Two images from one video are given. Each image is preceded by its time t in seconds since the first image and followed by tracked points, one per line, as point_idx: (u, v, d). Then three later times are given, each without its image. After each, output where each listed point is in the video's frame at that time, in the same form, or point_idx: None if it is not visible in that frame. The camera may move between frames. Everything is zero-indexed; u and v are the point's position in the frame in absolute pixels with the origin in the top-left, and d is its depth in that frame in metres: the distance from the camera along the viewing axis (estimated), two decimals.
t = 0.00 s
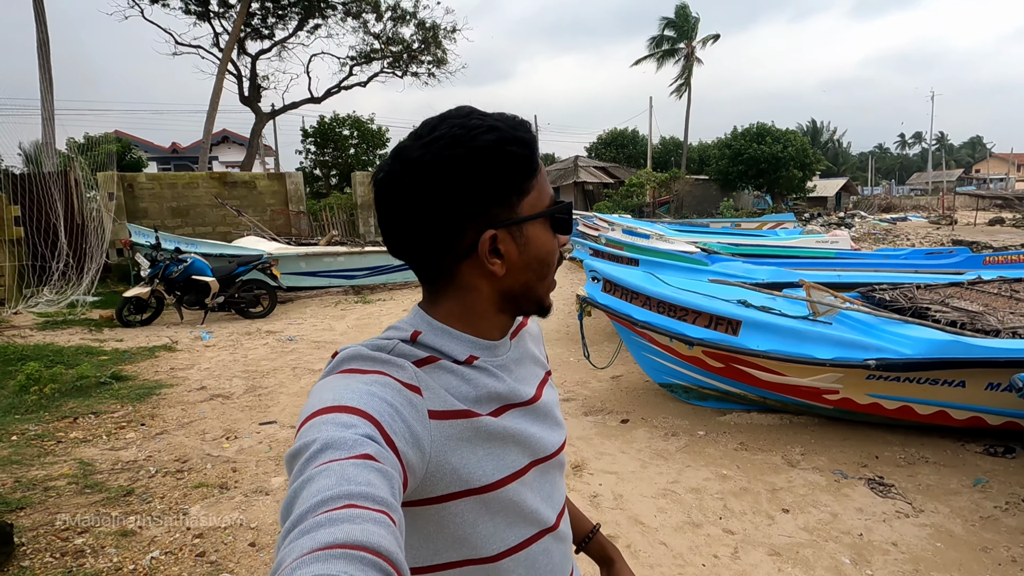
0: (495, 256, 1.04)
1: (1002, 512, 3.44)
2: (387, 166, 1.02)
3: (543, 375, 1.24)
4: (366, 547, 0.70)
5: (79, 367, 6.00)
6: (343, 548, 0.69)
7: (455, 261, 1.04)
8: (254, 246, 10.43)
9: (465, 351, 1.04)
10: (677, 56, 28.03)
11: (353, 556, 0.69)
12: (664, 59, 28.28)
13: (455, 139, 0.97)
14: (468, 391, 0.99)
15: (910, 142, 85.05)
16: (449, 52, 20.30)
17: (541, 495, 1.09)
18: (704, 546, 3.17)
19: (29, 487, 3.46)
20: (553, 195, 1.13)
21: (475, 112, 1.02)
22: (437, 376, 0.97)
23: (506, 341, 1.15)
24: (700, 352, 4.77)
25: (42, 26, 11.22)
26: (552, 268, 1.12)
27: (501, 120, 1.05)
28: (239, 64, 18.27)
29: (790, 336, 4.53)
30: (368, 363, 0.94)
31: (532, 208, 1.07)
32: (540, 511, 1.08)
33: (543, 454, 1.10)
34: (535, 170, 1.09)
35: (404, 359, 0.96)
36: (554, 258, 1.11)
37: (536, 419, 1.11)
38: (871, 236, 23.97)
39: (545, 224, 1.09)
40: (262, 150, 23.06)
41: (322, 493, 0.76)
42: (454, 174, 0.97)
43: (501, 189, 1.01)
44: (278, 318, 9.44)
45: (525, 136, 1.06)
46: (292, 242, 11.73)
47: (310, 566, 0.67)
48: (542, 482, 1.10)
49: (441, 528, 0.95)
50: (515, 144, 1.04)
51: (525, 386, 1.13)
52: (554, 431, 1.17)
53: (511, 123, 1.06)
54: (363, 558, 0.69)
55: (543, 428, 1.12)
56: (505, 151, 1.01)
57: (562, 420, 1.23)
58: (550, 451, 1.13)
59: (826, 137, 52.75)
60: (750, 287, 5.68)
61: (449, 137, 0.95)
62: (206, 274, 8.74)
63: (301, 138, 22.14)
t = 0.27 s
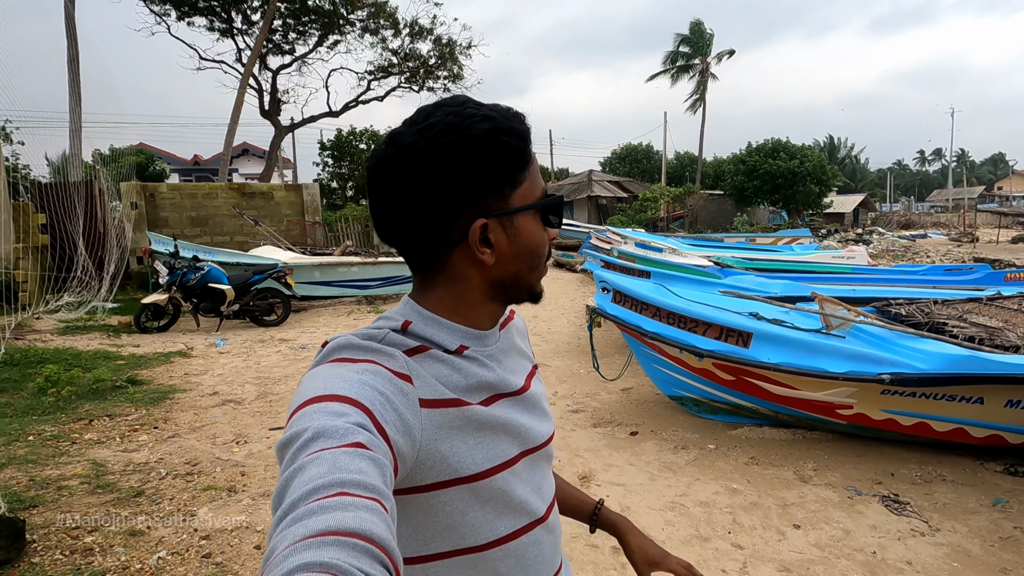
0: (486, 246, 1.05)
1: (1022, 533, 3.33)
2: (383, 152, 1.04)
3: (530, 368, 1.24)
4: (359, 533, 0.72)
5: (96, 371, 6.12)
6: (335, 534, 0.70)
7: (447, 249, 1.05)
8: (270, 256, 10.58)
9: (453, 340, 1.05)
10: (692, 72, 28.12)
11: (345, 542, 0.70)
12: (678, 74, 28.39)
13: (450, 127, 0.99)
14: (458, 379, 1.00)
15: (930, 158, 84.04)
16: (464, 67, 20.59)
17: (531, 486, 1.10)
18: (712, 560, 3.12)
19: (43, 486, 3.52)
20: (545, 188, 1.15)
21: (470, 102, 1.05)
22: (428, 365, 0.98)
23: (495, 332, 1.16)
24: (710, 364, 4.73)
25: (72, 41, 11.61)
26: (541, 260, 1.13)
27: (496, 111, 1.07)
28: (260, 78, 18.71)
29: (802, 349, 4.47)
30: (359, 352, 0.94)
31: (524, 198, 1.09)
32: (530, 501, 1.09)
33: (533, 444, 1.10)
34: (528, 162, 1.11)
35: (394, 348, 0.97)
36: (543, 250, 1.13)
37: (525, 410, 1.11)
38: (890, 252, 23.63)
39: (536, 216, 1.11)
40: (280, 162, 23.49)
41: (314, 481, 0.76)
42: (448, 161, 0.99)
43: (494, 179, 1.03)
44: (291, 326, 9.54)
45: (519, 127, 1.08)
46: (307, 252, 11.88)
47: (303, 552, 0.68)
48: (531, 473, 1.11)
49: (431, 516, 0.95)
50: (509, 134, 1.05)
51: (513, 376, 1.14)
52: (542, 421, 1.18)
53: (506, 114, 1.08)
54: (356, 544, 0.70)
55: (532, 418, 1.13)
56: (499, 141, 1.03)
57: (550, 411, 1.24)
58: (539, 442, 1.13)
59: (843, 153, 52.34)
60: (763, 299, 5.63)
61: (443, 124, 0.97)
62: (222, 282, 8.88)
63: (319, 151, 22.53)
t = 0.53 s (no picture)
0: (496, 255, 1.06)
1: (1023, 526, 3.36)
2: (396, 157, 1.04)
3: (535, 373, 1.26)
4: (362, 540, 0.72)
5: (97, 372, 6.12)
6: (338, 541, 0.71)
7: (457, 256, 1.07)
8: (269, 255, 10.58)
9: (460, 347, 1.06)
10: (689, 67, 28.08)
11: (348, 549, 0.70)
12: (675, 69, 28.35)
13: (465, 135, 0.99)
14: (464, 386, 1.01)
15: (928, 152, 84.06)
16: (461, 64, 20.55)
17: (534, 494, 1.11)
18: (715, 556, 3.14)
19: (47, 488, 3.53)
20: (556, 197, 1.16)
21: (486, 110, 1.05)
22: (433, 371, 0.99)
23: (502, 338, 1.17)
24: (711, 361, 4.75)
25: (68, 42, 11.57)
26: (550, 270, 1.14)
27: (510, 119, 1.07)
28: (256, 77, 18.67)
29: (803, 345, 4.49)
30: (365, 358, 0.96)
31: (536, 208, 1.10)
32: (533, 509, 1.10)
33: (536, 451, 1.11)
34: (540, 171, 1.12)
35: (401, 354, 0.98)
36: (553, 259, 1.14)
37: (529, 416, 1.12)
38: (889, 246, 23.66)
39: (547, 225, 1.12)
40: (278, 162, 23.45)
41: (319, 487, 0.77)
42: (461, 170, 0.99)
43: (507, 189, 1.04)
44: (292, 326, 9.54)
45: (535, 137, 1.09)
46: (306, 251, 11.88)
47: (306, 558, 0.68)
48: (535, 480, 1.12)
49: (434, 524, 0.96)
50: (523, 143, 1.06)
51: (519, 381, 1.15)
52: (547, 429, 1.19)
53: (523, 123, 1.08)
54: (359, 551, 0.71)
55: (537, 426, 1.14)
56: (513, 150, 1.03)
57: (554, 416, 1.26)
58: (542, 448, 1.15)
59: (841, 148, 52.35)
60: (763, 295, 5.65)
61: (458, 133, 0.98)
62: (222, 282, 8.88)
63: (316, 150, 22.49)
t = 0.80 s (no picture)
0: (505, 252, 1.06)
1: (1008, 506, 3.43)
2: (404, 151, 1.03)
3: (541, 365, 1.25)
4: (357, 544, 0.74)
5: (87, 368, 6.06)
6: (333, 545, 0.72)
7: (465, 253, 1.06)
8: (259, 247, 10.49)
9: (467, 344, 1.06)
10: (680, 54, 27.97)
11: (342, 553, 0.72)
12: (665, 56, 28.24)
13: (476, 131, 1.00)
14: (467, 384, 1.00)
15: (916, 137, 84.62)
16: (450, 52, 20.34)
17: (537, 489, 1.12)
18: (709, 540, 3.19)
19: (41, 485, 3.51)
20: (564, 194, 1.16)
21: (496, 105, 1.05)
22: (436, 369, 0.99)
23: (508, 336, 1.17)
24: (704, 348, 4.79)
25: (47, 30, 11.32)
26: (557, 268, 1.15)
27: (520, 115, 1.07)
28: (242, 66, 18.37)
29: (794, 332, 4.53)
30: (367, 355, 0.96)
31: (544, 205, 1.10)
32: (536, 506, 1.10)
33: (539, 448, 1.11)
34: (549, 168, 1.12)
35: (403, 351, 0.98)
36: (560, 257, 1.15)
37: (534, 410, 1.12)
38: (877, 232, 23.86)
39: (554, 223, 1.12)
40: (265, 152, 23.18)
41: (316, 488, 0.79)
42: (470, 165, 0.99)
43: (517, 188, 1.04)
44: (284, 318, 9.49)
45: (545, 134, 1.09)
46: (297, 242, 11.79)
47: (300, 563, 0.71)
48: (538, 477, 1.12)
49: (435, 523, 0.97)
50: (534, 139, 1.06)
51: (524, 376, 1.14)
52: (551, 425, 1.18)
53: (533, 121, 1.09)
54: (353, 556, 0.72)
55: (542, 421, 1.14)
56: (523, 146, 1.03)
57: (559, 409, 1.25)
58: (545, 443, 1.15)
59: (830, 134, 52.54)
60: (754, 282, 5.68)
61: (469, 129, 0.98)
62: (211, 275, 8.80)
63: (305, 140, 22.24)
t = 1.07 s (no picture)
0: (507, 248, 1.07)
1: (957, 486, 3.63)
2: (403, 149, 1.03)
3: (551, 359, 1.26)
4: (364, 544, 0.75)
5: (42, 364, 5.81)
6: (341, 545, 0.74)
7: (467, 250, 1.07)
8: (224, 238, 10.20)
9: (473, 341, 1.06)
10: (649, 47, 28.21)
11: (350, 553, 0.74)
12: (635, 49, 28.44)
13: (474, 127, 1.00)
14: (475, 381, 1.01)
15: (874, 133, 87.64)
16: (420, 40, 20.04)
17: (551, 484, 1.13)
18: (680, 526, 3.28)
19: None
20: (565, 187, 1.17)
21: (494, 100, 1.06)
22: (443, 366, 1.00)
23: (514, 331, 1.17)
24: (674, 339, 4.90)
25: None
26: (561, 262, 1.15)
27: (518, 108, 1.07)
28: (203, 50, 17.73)
29: (761, 323, 4.67)
30: (374, 355, 0.97)
31: (546, 199, 1.11)
32: (549, 502, 1.11)
33: (552, 443, 1.12)
34: (549, 162, 1.12)
35: (410, 350, 1.00)
36: (564, 250, 1.15)
37: (543, 404, 1.12)
38: (837, 225, 24.67)
39: (556, 216, 1.13)
40: (228, 140, 22.47)
41: (324, 488, 0.80)
42: (473, 160, 1.00)
43: (517, 184, 1.05)
44: (250, 311, 9.28)
45: (543, 128, 1.10)
46: (263, 233, 11.50)
47: (309, 563, 0.73)
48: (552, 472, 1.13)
49: (446, 519, 0.99)
50: (533, 133, 1.06)
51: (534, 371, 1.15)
52: (563, 420, 1.19)
53: (531, 114, 1.10)
54: (361, 555, 0.74)
55: (553, 417, 1.15)
56: (523, 141, 1.04)
57: (571, 403, 1.26)
58: (557, 437, 1.15)
59: (793, 129, 53.91)
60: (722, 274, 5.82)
61: (468, 125, 0.98)
62: (174, 267, 8.53)
63: (270, 128, 21.65)
